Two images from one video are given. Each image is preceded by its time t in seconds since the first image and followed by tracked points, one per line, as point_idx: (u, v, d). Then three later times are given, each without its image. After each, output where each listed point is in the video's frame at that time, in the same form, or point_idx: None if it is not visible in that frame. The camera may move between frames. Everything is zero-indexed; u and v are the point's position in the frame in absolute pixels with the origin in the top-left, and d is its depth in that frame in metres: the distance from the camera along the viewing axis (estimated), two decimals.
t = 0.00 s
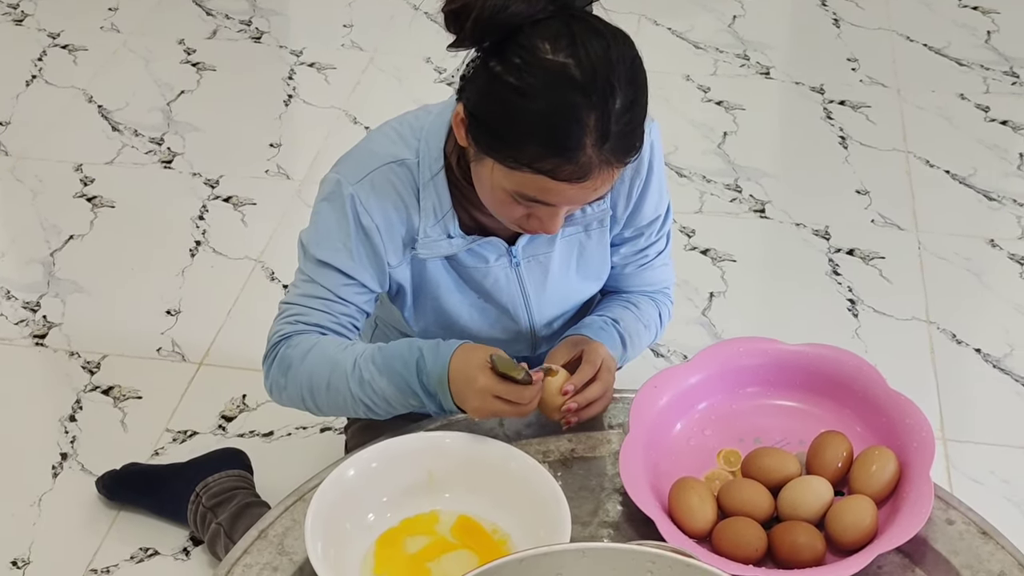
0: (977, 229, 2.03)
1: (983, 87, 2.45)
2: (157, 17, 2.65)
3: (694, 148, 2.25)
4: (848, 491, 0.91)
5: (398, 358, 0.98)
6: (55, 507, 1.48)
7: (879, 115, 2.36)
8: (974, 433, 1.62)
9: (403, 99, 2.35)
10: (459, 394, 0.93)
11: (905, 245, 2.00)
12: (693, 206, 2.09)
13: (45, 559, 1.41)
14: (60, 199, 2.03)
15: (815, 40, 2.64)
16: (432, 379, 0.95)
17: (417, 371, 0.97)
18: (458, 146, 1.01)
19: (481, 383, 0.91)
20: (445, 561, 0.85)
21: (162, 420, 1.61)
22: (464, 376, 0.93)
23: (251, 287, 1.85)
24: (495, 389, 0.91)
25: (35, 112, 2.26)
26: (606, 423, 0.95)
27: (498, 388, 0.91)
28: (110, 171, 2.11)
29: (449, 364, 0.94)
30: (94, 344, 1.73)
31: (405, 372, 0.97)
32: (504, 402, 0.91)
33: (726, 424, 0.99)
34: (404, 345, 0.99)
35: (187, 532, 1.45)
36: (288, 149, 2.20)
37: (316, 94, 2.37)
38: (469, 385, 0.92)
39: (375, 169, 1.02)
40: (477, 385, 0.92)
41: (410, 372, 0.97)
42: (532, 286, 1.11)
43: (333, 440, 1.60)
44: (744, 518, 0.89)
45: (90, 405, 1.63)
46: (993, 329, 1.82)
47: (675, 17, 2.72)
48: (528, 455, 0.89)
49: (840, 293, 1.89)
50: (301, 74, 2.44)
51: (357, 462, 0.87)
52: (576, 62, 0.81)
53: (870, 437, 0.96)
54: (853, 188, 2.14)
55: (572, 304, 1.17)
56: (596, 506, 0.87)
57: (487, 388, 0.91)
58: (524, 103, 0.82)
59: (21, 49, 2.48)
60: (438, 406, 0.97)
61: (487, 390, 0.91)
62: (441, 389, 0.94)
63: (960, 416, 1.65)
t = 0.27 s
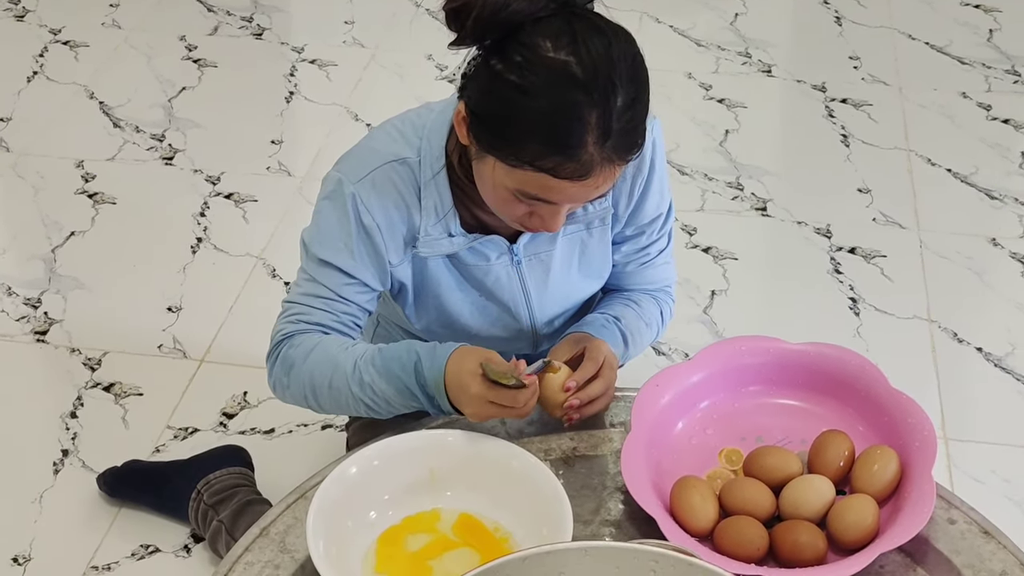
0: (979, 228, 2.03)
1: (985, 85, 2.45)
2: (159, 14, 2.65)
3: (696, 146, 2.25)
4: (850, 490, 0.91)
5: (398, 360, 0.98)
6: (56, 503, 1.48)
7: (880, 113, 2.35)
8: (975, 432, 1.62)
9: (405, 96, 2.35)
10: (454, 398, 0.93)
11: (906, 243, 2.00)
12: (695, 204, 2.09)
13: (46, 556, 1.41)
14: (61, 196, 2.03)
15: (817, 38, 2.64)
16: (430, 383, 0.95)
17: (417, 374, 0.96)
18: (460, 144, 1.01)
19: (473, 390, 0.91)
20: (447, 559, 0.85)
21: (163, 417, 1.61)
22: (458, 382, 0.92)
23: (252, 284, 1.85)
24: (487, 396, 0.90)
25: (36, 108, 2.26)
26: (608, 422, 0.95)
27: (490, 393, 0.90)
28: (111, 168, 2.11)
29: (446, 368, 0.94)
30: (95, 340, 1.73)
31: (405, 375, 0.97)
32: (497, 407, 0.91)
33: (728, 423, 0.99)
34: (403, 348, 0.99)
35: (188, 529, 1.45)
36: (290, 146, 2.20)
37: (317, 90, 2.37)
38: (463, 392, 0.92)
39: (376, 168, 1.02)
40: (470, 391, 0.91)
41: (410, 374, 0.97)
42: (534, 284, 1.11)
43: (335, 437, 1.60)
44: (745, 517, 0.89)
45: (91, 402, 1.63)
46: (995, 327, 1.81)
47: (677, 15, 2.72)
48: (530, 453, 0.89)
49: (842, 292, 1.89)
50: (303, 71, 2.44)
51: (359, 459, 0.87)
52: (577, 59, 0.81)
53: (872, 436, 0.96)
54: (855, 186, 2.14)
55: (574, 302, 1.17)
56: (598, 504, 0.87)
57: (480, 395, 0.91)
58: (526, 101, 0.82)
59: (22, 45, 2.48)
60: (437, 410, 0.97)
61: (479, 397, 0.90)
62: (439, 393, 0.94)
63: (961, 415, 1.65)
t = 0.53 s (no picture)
0: (981, 224, 2.02)
1: (987, 82, 2.44)
2: (160, 10, 2.64)
3: (698, 142, 2.25)
4: (853, 487, 0.91)
5: (389, 345, 1.00)
6: (59, 500, 1.48)
7: (883, 109, 2.35)
8: (978, 428, 1.62)
9: (407, 93, 2.35)
10: (457, 376, 0.96)
11: (909, 240, 1.99)
12: (697, 200, 2.09)
13: (48, 552, 1.41)
14: (62, 193, 2.03)
15: (819, 35, 2.64)
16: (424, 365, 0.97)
17: (410, 357, 0.98)
18: (460, 141, 1.00)
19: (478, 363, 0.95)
20: (451, 556, 0.85)
21: (165, 414, 1.61)
22: (459, 357, 0.96)
23: (254, 281, 1.85)
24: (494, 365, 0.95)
25: (37, 105, 2.26)
26: (611, 418, 0.95)
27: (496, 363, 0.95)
28: (113, 164, 2.11)
29: (441, 349, 0.97)
30: (97, 337, 1.73)
31: (398, 358, 0.99)
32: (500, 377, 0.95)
33: (731, 419, 0.99)
34: (393, 332, 1.01)
35: (190, 526, 1.46)
36: (291, 143, 2.19)
37: (319, 87, 2.37)
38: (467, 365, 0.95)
39: (377, 165, 1.01)
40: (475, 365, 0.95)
41: (402, 358, 0.99)
42: (535, 280, 1.10)
43: (337, 434, 1.60)
44: (749, 513, 0.89)
45: (93, 398, 1.63)
46: (997, 324, 1.81)
47: (679, 11, 2.72)
48: (533, 450, 0.89)
49: (845, 288, 1.89)
50: (304, 68, 2.44)
51: (362, 456, 0.87)
52: (578, 54, 0.81)
53: (875, 432, 0.96)
54: (857, 182, 2.14)
55: (575, 298, 1.17)
56: (601, 501, 0.87)
57: (484, 366, 0.95)
58: (527, 96, 0.82)
59: (23, 41, 2.48)
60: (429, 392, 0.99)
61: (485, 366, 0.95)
62: (432, 374, 0.97)
63: (964, 411, 1.65)
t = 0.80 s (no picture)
0: (985, 222, 2.02)
1: (991, 80, 2.44)
2: (164, 6, 2.65)
3: (701, 139, 2.25)
4: (858, 484, 0.91)
5: (386, 323, 0.98)
6: (63, 495, 1.49)
7: (886, 107, 2.35)
8: (982, 426, 1.62)
9: (410, 89, 2.35)
10: (441, 343, 0.92)
11: (912, 238, 1.99)
12: (701, 198, 2.09)
13: (53, 547, 1.42)
14: (66, 188, 2.03)
15: (823, 32, 2.63)
16: (417, 338, 0.95)
17: (402, 333, 0.97)
18: (464, 136, 1.00)
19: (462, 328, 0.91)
20: (456, 552, 0.85)
21: (169, 410, 1.62)
22: (444, 323, 0.92)
23: (258, 277, 1.85)
24: (477, 329, 0.91)
25: (41, 101, 2.26)
26: (616, 415, 0.95)
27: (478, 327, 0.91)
28: (116, 160, 2.11)
29: (431, 317, 0.95)
30: (101, 333, 1.73)
31: (390, 334, 0.98)
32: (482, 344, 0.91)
33: (736, 416, 0.99)
34: (391, 311, 1.00)
35: (194, 522, 1.46)
36: (295, 139, 2.20)
37: (323, 83, 2.37)
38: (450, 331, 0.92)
39: (380, 159, 1.02)
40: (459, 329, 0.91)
41: (398, 334, 0.97)
42: (538, 275, 1.10)
43: (341, 430, 1.60)
44: (754, 510, 0.89)
45: (97, 394, 1.64)
46: (1001, 322, 1.81)
47: (683, 8, 2.72)
48: (538, 446, 0.89)
49: (848, 286, 1.89)
50: (308, 64, 2.44)
51: (367, 452, 0.87)
52: (583, 46, 0.81)
53: (880, 430, 0.96)
54: (860, 180, 2.14)
55: (579, 294, 1.17)
56: (606, 498, 0.87)
57: (469, 331, 0.91)
58: (532, 89, 0.82)
59: (27, 37, 2.48)
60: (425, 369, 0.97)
61: (468, 330, 0.91)
62: (424, 346, 0.94)
63: (967, 409, 1.65)
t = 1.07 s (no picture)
0: (990, 224, 2.03)
1: (997, 81, 2.44)
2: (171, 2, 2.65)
3: (707, 139, 2.25)
4: (863, 483, 0.92)
5: (411, 323, 0.98)
6: (70, 489, 1.49)
7: (892, 108, 2.35)
8: (986, 427, 1.63)
9: (417, 87, 2.35)
10: (473, 338, 0.92)
11: (918, 238, 2.00)
12: (706, 197, 2.09)
13: (59, 541, 1.42)
14: (73, 183, 2.03)
15: (829, 33, 2.64)
16: (444, 338, 0.95)
17: (429, 333, 0.97)
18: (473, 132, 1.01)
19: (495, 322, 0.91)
20: (462, 548, 0.85)
21: (175, 405, 1.62)
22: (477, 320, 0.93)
23: (264, 273, 1.86)
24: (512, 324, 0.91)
25: (49, 96, 2.27)
26: (621, 412, 0.95)
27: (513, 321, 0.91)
28: (123, 155, 2.11)
29: (461, 317, 0.94)
30: (108, 328, 1.74)
31: (417, 335, 0.97)
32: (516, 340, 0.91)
33: (741, 415, 0.99)
34: (416, 312, 0.99)
35: (199, 517, 1.46)
36: (302, 136, 2.20)
37: (329, 80, 2.37)
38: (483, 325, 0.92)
39: (390, 154, 1.02)
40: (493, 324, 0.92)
41: (423, 334, 0.97)
42: (547, 272, 1.11)
43: (346, 426, 1.61)
44: (759, 509, 0.89)
45: (104, 388, 1.64)
46: (1006, 323, 1.82)
47: (689, 8, 2.72)
48: (544, 443, 0.90)
49: (853, 286, 1.89)
50: (315, 61, 2.44)
51: (374, 448, 0.87)
52: (586, 43, 0.81)
53: (885, 429, 0.96)
54: (866, 181, 2.14)
55: (587, 292, 1.18)
56: (611, 495, 0.87)
57: (503, 326, 0.91)
58: (536, 85, 0.82)
59: (35, 33, 2.49)
60: (449, 370, 0.96)
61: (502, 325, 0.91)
62: (453, 347, 0.94)
63: (972, 410, 1.65)
